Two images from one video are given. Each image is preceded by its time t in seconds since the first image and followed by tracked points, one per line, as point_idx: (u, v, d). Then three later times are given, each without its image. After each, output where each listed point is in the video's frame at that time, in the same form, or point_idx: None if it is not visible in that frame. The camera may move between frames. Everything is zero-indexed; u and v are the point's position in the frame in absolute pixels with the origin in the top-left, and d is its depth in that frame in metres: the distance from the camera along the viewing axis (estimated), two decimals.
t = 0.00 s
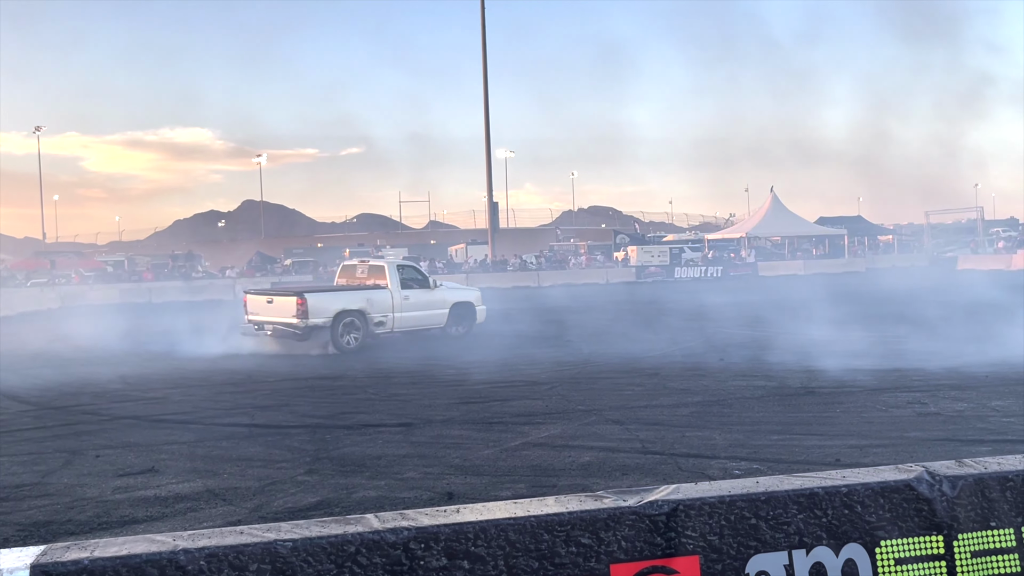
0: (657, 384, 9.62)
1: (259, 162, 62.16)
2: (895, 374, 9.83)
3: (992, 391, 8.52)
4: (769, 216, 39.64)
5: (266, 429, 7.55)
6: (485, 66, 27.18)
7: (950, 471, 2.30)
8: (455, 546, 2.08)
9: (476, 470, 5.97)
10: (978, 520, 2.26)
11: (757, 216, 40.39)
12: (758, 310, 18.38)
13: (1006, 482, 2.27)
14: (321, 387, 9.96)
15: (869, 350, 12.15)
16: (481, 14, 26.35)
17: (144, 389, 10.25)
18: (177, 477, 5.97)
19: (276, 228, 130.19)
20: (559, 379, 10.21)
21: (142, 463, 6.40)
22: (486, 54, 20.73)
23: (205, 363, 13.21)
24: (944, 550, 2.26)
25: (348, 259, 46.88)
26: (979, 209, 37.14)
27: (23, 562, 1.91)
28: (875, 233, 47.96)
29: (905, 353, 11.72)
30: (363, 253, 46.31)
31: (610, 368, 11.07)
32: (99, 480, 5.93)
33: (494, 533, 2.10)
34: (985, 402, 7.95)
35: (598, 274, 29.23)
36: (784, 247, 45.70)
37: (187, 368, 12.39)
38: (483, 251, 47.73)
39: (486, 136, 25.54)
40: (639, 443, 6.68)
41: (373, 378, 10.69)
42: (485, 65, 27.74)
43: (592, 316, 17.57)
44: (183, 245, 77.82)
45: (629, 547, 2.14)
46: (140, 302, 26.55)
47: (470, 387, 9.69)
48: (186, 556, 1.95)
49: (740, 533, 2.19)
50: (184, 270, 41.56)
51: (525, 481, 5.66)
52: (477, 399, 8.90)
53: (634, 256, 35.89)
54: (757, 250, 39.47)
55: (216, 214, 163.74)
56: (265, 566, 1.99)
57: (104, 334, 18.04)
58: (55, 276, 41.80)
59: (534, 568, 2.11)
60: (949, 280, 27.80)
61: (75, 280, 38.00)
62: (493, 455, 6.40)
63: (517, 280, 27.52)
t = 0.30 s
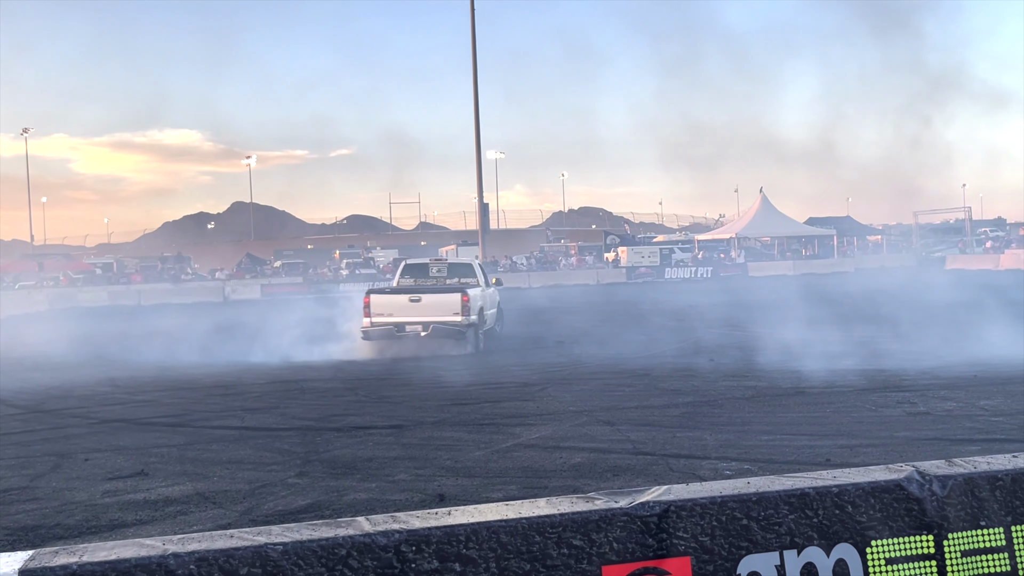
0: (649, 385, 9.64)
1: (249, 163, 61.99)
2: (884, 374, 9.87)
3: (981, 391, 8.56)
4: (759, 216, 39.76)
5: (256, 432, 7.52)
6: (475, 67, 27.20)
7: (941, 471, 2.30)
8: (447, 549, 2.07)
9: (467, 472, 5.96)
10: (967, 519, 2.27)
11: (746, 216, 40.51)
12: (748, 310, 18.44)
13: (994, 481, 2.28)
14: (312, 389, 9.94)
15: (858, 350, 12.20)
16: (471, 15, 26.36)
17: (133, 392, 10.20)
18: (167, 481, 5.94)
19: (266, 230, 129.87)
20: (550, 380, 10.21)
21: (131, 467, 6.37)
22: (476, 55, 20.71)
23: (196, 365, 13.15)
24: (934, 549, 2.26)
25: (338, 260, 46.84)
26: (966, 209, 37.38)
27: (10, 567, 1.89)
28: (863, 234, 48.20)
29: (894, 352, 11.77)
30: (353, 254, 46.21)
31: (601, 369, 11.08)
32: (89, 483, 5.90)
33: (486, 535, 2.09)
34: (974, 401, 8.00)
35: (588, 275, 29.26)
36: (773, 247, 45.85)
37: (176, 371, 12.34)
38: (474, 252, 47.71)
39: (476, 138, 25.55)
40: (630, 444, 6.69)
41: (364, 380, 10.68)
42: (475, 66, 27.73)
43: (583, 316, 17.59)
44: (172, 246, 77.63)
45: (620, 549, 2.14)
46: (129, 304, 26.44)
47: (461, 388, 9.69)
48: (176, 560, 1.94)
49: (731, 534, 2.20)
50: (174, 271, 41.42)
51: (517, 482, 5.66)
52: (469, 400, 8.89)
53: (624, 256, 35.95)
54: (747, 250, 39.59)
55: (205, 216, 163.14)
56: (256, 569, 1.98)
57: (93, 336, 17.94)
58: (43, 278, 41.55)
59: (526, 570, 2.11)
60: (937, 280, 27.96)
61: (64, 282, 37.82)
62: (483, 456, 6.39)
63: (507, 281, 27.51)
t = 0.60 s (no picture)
0: (635, 385, 9.66)
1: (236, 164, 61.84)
2: (869, 373, 9.93)
3: (964, 389, 8.62)
4: (745, 216, 39.91)
5: (242, 433, 7.50)
6: (461, 69, 27.20)
7: (923, 469, 2.32)
8: (431, 550, 2.07)
9: (453, 472, 5.96)
10: (949, 517, 2.28)
11: (732, 217, 40.64)
12: (735, 310, 18.51)
13: (977, 479, 2.30)
14: (298, 391, 9.90)
15: (843, 350, 12.27)
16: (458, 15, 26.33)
17: (118, 394, 10.13)
18: (152, 483, 5.91)
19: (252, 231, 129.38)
20: (537, 380, 10.22)
21: (116, 469, 6.33)
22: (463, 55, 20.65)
23: (182, 366, 13.09)
24: (917, 547, 2.28)
25: (325, 261, 46.77)
26: (950, 209, 37.64)
27: None
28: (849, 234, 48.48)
29: (878, 352, 11.84)
30: (340, 255, 46.11)
31: (588, 369, 11.09)
32: (72, 486, 5.86)
33: (470, 535, 2.09)
34: (957, 399, 8.06)
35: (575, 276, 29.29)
36: (759, 247, 46.02)
37: (161, 373, 12.27)
38: (461, 252, 47.68)
39: (463, 138, 25.53)
40: (617, 444, 6.70)
41: (351, 381, 10.66)
42: (462, 67, 27.74)
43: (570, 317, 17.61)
44: (159, 247, 77.28)
45: (605, 548, 2.14)
46: (114, 306, 26.29)
47: (448, 389, 9.68)
48: (158, 563, 1.93)
49: (716, 533, 2.20)
50: (160, 273, 41.25)
51: (503, 482, 5.67)
52: (455, 401, 8.88)
53: (611, 257, 36.01)
54: (733, 251, 39.73)
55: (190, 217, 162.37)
56: (239, 572, 1.97)
57: (78, 338, 17.84)
58: (27, 280, 41.24)
59: (511, 570, 2.10)
60: (922, 279, 28.16)
61: (48, 284, 37.54)
62: (470, 457, 6.39)
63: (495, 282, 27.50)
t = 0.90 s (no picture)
0: (620, 384, 9.67)
1: (220, 164, 61.49)
2: (852, 372, 10.00)
3: (947, 388, 8.68)
4: (730, 216, 40.04)
5: (225, 435, 7.45)
6: (446, 69, 27.14)
7: (904, 467, 2.33)
8: (414, 550, 2.06)
9: (438, 473, 5.95)
10: (930, 514, 2.30)
11: (717, 217, 40.77)
12: (719, 310, 18.57)
13: (957, 477, 2.31)
14: (282, 392, 9.85)
15: (826, 349, 12.33)
16: (443, 15, 26.26)
17: (99, 395, 10.05)
18: (134, 484, 5.87)
19: (237, 231, 128.78)
20: (523, 380, 10.21)
21: (97, 471, 6.28)
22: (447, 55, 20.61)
23: (166, 368, 12.98)
24: (898, 544, 2.29)
25: (310, 262, 46.62)
26: (932, 209, 37.93)
27: None
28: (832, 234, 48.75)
29: (862, 351, 11.91)
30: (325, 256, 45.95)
31: (573, 369, 11.10)
32: (53, 488, 5.81)
33: (452, 535, 2.08)
34: (939, 398, 8.12)
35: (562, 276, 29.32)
36: (744, 247, 46.16)
37: (144, 374, 12.17)
38: (446, 252, 47.61)
39: (448, 137, 25.48)
40: (601, 444, 6.72)
41: (335, 381, 10.62)
42: (447, 67, 27.68)
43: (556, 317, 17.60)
44: (142, 247, 76.74)
45: (588, 548, 2.14)
46: (97, 306, 26.07)
47: (433, 390, 9.65)
48: (137, 565, 1.92)
49: (698, 532, 2.20)
50: (144, 274, 40.94)
51: (488, 483, 5.66)
52: (440, 401, 8.87)
53: (597, 258, 36.06)
54: (718, 251, 39.85)
55: (174, 218, 161.41)
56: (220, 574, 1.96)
57: (60, 339, 17.68)
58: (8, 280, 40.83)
59: (494, 570, 2.10)
60: (905, 279, 28.34)
61: (30, 285, 37.17)
62: (455, 457, 6.38)
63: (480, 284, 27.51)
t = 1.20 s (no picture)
0: (606, 384, 9.69)
1: (206, 163, 61.21)
2: (836, 372, 10.06)
3: (929, 388, 8.76)
4: (715, 216, 40.18)
5: (209, 435, 7.42)
6: (432, 69, 27.13)
7: (886, 466, 2.35)
8: (398, 551, 2.06)
9: (423, 473, 5.95)
10: (911, 513, 2.31)
11: (703, 217, 40.90)
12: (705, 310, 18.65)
13: (938, 476, 2.33)
14: (267, 392, 9.82)
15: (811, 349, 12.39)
16: (431, 14, 26.24)
17: (82, 396, 9.98)
18: (117, 486, 5.84)
19: (222, 231, 128.16)
20: (509, 380, 10.22)
21: (80, 472, 6.24)
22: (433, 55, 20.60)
23: (151, 368, 12.92)
24: (879, 543, 2.31)
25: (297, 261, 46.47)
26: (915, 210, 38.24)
27: None
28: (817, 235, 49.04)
29: (846, 351, 11.98)
30: (310, 256, 45.80)
31: (558, 369, 11.12)
32: (35, 490, 5.78)
33: (437, 536, 2.08)
34: (923, 398, 8.18)
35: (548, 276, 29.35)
36: (730, 248, 46.32)
37: (127, 374, 12.09)
38: (433, 252, 47.54)
39: (435, 137, 25.47)
40: (587, 443, 6.73)
41: (321, 381, 10.59)
42: (434, 68, 27.70)
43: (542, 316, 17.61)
44: (126, 246, 76.26)
45: (573, 548, 2.15)
46: (81, 306, 25.90)
47: (420, 390, 9.64)
48: (119, 567, 1.91)
49: (681, 532, 2.21)
50: (129, 273, 40.71)
51: (474, 483, 5.66)
52: (426, 401, 8.86)
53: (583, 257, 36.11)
54: (704, 251, 39.97)
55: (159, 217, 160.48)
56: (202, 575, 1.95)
57: (42, 340, 17.55)
58: None
59: (478, 570, 2.10)
60: (889, 279, 28.55)
61: (12, 284, 36.84)
62: (441, 457, 6.38)
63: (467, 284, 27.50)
